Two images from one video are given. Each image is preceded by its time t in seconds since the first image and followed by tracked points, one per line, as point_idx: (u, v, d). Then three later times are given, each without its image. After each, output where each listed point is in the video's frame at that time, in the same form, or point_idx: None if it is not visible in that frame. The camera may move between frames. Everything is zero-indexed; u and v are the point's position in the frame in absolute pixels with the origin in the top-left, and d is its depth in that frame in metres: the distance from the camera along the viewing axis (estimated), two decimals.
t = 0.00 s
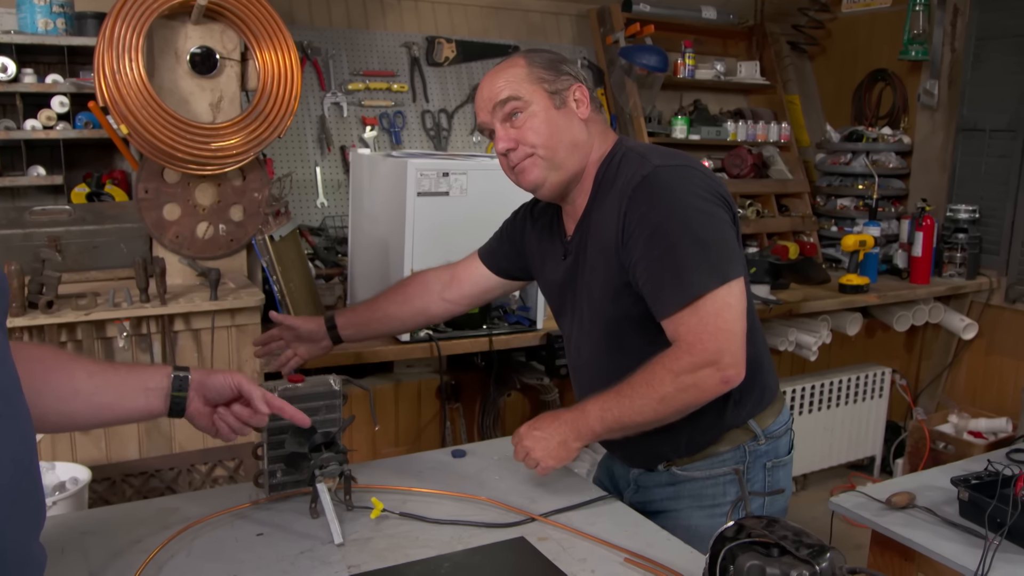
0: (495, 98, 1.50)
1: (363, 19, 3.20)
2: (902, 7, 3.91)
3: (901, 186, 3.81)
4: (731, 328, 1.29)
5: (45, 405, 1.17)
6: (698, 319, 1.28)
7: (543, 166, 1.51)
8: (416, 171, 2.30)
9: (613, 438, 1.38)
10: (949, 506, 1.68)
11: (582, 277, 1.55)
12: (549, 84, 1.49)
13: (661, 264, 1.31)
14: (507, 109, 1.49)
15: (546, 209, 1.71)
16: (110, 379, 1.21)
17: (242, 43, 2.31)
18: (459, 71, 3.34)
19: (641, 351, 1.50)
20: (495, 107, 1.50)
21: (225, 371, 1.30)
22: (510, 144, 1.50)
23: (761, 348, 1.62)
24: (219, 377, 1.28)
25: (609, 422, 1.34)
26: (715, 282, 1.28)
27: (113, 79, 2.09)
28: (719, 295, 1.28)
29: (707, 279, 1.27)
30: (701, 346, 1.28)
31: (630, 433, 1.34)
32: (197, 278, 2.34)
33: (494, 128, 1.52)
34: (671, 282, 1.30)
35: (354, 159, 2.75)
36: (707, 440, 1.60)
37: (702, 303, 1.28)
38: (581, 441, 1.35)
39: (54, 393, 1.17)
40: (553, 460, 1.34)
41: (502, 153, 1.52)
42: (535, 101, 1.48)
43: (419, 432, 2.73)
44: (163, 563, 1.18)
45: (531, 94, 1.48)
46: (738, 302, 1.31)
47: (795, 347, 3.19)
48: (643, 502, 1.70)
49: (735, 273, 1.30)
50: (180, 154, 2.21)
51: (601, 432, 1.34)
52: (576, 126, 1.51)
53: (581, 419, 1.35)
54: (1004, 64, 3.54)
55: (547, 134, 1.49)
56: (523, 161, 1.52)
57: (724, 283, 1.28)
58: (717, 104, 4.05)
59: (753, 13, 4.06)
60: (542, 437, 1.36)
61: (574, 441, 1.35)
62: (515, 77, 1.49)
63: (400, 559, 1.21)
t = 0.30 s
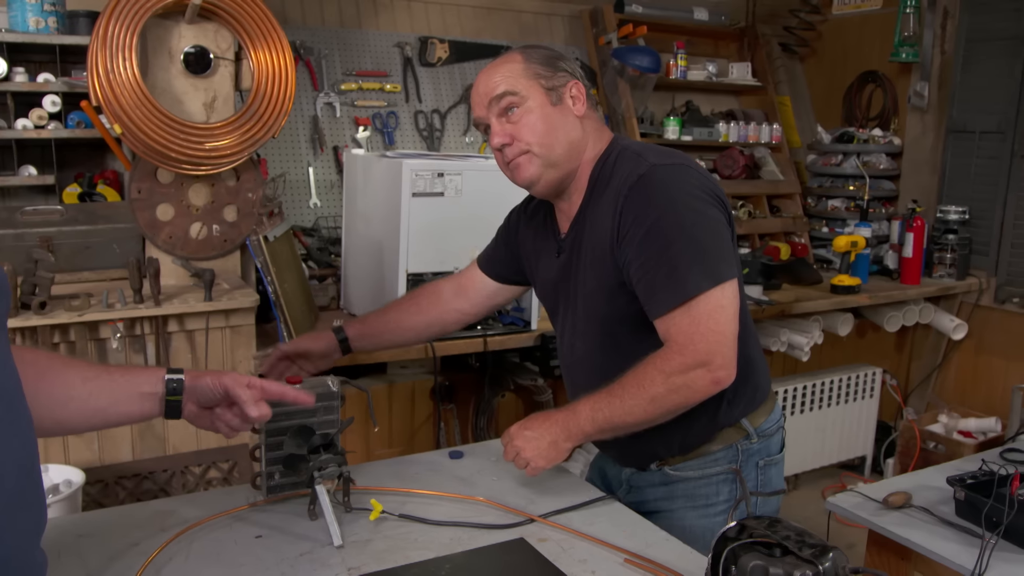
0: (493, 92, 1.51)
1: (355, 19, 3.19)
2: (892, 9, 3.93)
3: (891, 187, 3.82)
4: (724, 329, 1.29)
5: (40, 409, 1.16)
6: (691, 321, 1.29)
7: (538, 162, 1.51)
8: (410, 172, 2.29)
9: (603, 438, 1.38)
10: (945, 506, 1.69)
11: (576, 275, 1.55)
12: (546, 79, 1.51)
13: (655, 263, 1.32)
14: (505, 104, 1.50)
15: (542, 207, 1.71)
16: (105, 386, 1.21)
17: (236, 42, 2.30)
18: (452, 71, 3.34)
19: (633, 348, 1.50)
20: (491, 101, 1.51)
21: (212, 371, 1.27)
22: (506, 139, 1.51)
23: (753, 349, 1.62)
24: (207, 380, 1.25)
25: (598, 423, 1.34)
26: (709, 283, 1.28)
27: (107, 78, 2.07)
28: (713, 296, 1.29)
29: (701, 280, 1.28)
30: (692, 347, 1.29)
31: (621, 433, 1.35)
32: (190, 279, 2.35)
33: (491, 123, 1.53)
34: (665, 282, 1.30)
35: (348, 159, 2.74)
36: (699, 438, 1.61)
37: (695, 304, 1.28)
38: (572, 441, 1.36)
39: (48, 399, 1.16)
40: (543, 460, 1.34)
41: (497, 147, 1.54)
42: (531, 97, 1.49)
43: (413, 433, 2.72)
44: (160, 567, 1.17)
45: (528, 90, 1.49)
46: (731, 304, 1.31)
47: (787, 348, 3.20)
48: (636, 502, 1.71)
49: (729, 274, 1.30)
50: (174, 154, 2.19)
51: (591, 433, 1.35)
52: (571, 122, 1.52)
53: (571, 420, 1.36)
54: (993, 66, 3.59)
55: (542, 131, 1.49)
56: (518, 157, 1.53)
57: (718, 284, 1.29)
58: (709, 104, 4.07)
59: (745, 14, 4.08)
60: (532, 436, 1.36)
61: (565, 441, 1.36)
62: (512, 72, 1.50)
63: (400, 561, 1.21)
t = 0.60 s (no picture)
0: (496, 73, 1.51)
1: (344, 18, 3.18)
2: (878, 9, 3.96)
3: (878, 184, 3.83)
4: (721, 315, 1.31)
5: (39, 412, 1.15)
6: (688, 306, 1.30)
7: (541, 146, 1.52)
8: (404, 172, 2.29)
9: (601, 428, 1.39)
10: (940, 500, 1.72)
11: (571, 259, 1.56)
12: (552, 61, 1.52)
13: (654, 247, 1.33)
14: (509, 84, 1.51)
15: (542, 194, 1.72)
16: (105, 394, 1.20)
17: (228, 41, 2.29)
18: (441, 70, 3.34)
19: (627, 334, 1.51)
20: (496, 82, 1.52)
21: (212, 381, 1.27)
22: (509, 120, 1.52)
23: (743, 339, 1.65)
24: (211, 393, 1.25)
25: (596, 413, 1.34)
26: (708, 267, 1.29)
27: (98, 78, 2.06)
28: (711, 281, 1.30)
29: (700, 264, 1.29)
30: (689, 332, 1.30)
31: (619, 422, 1.35)
32: (183, 279, 2.34)
33: (493, 104, 1.54)
34: (664, 266, 1.31)
35: (340, 159, 2.74)
36: (684, 428, 1.62)
37: (693, 288, 1.30)
38: (570, 432, 1.35)
39: (47, 404, 1.15)
40: (543, 451, 1.33)
41: (499, 130, 1.54)
42: (535, 79, 1.50)
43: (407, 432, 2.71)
44: (162, 569, 1.17)
45: (533, 71, 1.50)
46: (728, 290, 1.32)
47: (776, 345, 3.23)
48: (624, 497, 1.71)
49: (727, 260, 1.31)
50: (167, 154, 2.18)
51: (589, 423, 1.35)
52: (573, 106, 1.53)
53: (568, 410, 1.36)
54: (977, 66, 3.64)
55: (545, 114, 1.50)
56: (520, 139, 1.53)
57: (716, 269, 1.30)
58: (697, 103, 4.09)
59: (732, 13, 4.10)
60: (531, 428, 1.35)
61: (564, 432, 1.35)
62: (517, 52, 1.51)
63: (403, 560, 1.21)
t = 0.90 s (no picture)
0: (513, 66, 1.54)
1: (334, 21, 3.18)
2: (862, 16, 4.01)
3: (862, 189, 3.87)
4: (724, 314, 1.33)
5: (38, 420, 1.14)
6: (693, 304, 1.32)
7: (555, 141, 1.54)
8: (397, 176, 2.29)
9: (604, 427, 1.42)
10: (934, 503, 1.74)
11: (575, 251, 1.57)
12: (568, 57, 1.53)
13: (663, 243, 1.35)
14: (525, 79, 1.53)
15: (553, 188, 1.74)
16: (109, 400, 1.19)
17: (219, 45, 2.28)
18: (430, 75, 3.34)
19: (630, 328, 1.52)
20: (511, 76, 1.54)
21: (217, 387, 1.28)
22: (525, 115, 1.54)
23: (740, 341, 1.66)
24: (216, 397, 1.25)
25: (599, 412, 1.38)
26: (714, 264, 1.31)
27: (90, 81, 2.05)
28: (716, 279, 1.32)
29: (707, 261, 1.31)
30: (692, 330, 1.32)
31: (622, 420, 1.38)
32: (174, 284, 2.31)
33: (510, 98, 1.56)
34: (671, 262, 1.33)
35: (332, 163, 2.73)
36: (678, 429, 1.62)
37: (699, 285, 1.32)
38: (573, 433, 1.39)
39: (51, 409, 1.14)
40: (545, 451, 1.37)
41: (515, 122, 1.57)
42: (551, 75, 1.52)
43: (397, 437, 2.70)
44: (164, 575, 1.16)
45: (549, 66, 1.52)
46: (733, 290, 1.34)
47: (764, 349, 3.25)
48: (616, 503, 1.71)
49: (735, 259, 1.33)
50: (159, 158, 2.17)
51: (592, 423, 1.38)
52: (589, 101, 1.55)
53: (572, 411, 1.39)
54: (961, 71, 3.68)
55: (559, 110, 1.52)
56: (534, 134, 1.55)
57: (723, 268, 1.32)
58: (683, 108, 4.11)
59: (718, 19, 4.13)
60: (534, 428, 1.39)
61: (566, 431, 1.39)
62: (533, 47, 1.53)
63: (405, 566, 1.20)
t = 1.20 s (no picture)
0: (540, 63, 1.56)
1: (323, 30, 3.18)
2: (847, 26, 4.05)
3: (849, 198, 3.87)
4: (737, 318, 1.39)
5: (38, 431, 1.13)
6: (708, 307, 1.38)
7: (577, 142, 1.57)
8: (391, 185, 2.29)
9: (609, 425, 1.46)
10: (927, 508, 1.76)
11: (585, 248, 1.60)
12: (593, 56, 1.56)
13: (683, 245, 1.40)
14: (549, 77, 1.55)
15: (563, 186, 1.77)
16: (114, 409, 1.19)
17: (212, 53, 2.28)
18: (420, 83, 3.34)
19: (636, 328, 1.56)
20: (536, 73, 1.57)
21: (218, 396, 1.27)
22: (547, 112, 1.57)
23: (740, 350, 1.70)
24: (218, 408, 1.25)
25: (608, 410, 1.42)
26: (733, 270, 1.37)
27: (84, 90, 2.04)
28: (733, 284, 1.38)
29: (727, 267, 1.37)
30: (706, 332, 1.38)
31: (629, 420, 1.42)
32: (166, 293, 2.32)
33: (533, 93, 1.59)
34: (690, 264, 1.38)
35: (324, 172, 2.73)
36: (673, 435, 1.64)
37: (716, 288, 1.38)
38: (579, 431, 1.43)
39: (55, 419, 1.14)
40: (549, 447, 1.42)
41: (537, 119, 1.59)
42: (576, 74, 1.54)
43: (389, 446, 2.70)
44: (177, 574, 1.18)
45: (574, 66, 1.55)
46: (747, 295, 1.40)
47: (753, 356, 3.28)
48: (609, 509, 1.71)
49: (751, 266, 1.40)
50: (152, 168, 2.16)
51: (599, 421, 1.42)
52: (611, 102, 1.58)
53: (580, 409, 1.43)
54: (943, 82, 3.74)
55: (582, 110, 1.55)
56: (554, 132, 1.59)
57: (739, 273, 1.38)
58: (671, 117, 4.14)
59: (704, 29, 4.17)
60: (538, 424, 1.43)
61: (572, 429, 1.43)
62: (561, 45, 1.56)
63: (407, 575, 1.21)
